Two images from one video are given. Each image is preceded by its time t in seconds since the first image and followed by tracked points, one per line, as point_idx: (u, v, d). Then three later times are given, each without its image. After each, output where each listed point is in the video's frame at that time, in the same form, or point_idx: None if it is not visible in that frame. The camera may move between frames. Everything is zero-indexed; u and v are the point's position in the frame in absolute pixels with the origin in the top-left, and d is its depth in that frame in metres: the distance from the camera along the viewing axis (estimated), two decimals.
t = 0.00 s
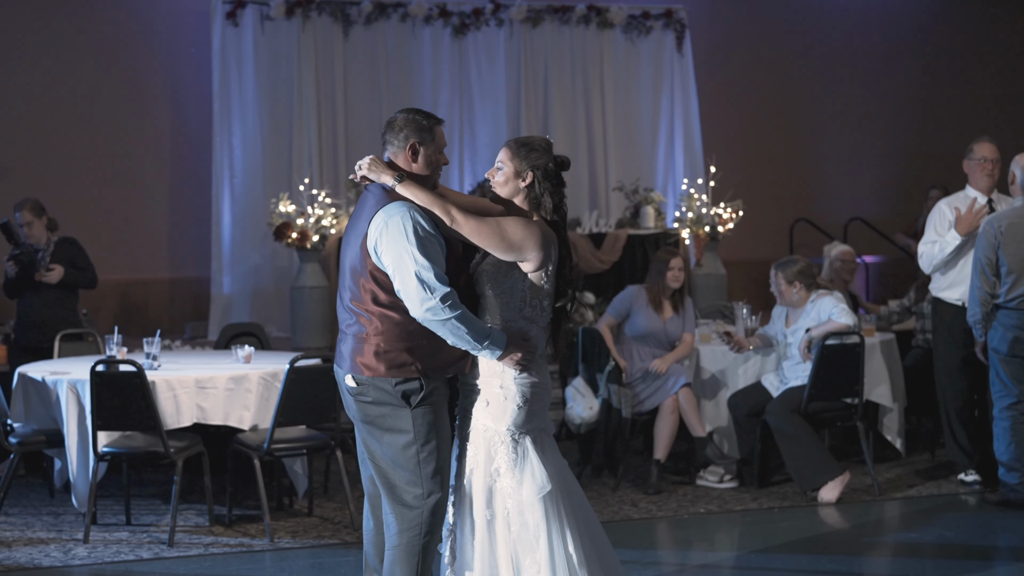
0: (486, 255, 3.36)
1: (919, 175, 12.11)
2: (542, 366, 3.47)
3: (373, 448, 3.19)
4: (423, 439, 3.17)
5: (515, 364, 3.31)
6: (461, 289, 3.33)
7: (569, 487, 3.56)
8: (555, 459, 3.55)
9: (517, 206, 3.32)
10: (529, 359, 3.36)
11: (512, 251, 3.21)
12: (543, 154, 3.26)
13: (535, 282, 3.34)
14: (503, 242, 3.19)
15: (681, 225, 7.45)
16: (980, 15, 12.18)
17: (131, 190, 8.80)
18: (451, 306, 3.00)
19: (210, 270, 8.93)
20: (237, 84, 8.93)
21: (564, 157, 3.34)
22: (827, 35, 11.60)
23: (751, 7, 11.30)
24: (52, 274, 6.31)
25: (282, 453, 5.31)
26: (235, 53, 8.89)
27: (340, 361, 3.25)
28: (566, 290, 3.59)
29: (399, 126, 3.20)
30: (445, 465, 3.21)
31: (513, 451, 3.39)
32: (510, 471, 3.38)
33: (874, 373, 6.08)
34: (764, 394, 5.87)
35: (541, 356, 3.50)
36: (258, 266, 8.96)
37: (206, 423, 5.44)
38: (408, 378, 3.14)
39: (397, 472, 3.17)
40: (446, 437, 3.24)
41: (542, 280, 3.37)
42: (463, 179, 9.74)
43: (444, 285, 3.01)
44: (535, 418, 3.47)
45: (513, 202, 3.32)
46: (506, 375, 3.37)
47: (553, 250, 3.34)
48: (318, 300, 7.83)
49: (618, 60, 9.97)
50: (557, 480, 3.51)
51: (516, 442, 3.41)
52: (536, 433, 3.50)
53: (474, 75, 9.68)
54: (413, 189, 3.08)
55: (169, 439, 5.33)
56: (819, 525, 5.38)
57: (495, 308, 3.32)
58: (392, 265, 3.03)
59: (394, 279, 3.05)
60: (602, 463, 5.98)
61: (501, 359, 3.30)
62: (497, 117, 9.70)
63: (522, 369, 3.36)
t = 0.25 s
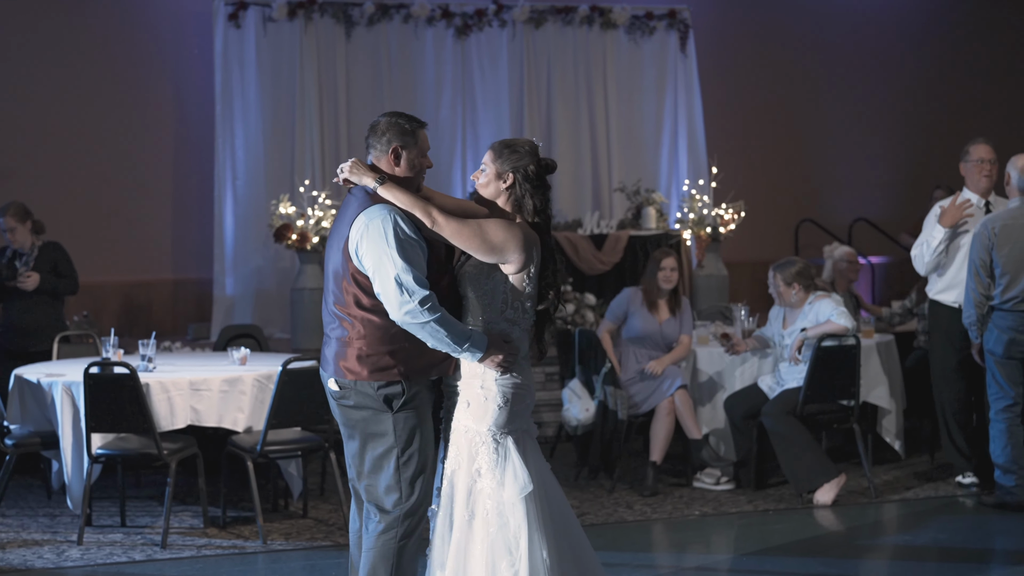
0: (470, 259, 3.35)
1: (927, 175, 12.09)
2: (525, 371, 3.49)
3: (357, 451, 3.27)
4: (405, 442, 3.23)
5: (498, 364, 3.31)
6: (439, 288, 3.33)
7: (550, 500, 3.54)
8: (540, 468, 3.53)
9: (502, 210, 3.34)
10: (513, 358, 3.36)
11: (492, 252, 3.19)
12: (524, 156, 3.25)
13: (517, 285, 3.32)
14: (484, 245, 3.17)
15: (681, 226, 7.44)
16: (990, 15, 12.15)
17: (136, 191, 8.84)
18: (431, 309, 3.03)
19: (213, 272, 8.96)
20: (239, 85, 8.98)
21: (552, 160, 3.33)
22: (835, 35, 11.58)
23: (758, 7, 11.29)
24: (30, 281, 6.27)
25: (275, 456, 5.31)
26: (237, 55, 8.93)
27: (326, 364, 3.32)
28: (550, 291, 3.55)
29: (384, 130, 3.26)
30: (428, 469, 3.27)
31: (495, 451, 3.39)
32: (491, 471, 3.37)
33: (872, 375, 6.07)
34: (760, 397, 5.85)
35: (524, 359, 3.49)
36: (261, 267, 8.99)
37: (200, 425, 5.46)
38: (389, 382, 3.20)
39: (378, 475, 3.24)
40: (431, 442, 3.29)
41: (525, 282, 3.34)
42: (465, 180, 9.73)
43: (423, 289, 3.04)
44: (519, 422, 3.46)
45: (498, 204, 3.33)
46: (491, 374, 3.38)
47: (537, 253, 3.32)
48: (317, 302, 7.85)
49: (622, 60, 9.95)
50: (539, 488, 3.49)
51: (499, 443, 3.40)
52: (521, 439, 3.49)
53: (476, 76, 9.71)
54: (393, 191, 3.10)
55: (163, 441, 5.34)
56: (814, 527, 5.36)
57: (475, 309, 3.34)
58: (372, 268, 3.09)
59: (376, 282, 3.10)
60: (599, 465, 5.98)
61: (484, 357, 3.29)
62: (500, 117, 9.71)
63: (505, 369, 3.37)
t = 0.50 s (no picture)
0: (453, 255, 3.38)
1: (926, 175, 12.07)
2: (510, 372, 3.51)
3: (330, 453, 3.28)
4: (379, 448, 3.25)
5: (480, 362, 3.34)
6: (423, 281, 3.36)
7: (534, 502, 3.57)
8: (525, 470, 3.57)
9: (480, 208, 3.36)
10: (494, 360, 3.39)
11: (473, 247, 3.24)
12: (508, 154, 3.29)
13: (498, 280, 3.37)
14: (464, 241, 3.24)
15: (675, 228, 7.44)
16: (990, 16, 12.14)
17: (129, 190, 8.87)
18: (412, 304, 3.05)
19: (207, 273, 8.99)
20: (234, 85, 9.00)
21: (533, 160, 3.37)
22: (833, 36, 11.58)
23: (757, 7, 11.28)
24: None
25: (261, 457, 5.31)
26: (232, 57, 8.95)
27: (304, 365, 3.33)
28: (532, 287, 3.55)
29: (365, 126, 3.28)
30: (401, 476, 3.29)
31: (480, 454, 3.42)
32: (474, 476, 3.40)
33: (862, 377, 6.08)
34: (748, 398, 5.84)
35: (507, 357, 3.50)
36: (255, 268, 9.00)
37: (187, 426, 5.46)
38: (367, 383, 3.21)
39: (349, 478, 3.26)
40: (407, 447, 3.32)
41: (506, 277, 3.39)
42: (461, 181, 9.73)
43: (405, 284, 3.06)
44: (504, 424, 3.49)
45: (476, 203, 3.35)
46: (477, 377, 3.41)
47: (517, 249, 3.36)
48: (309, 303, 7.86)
49: (618, 61, 9.96)
50: (523, 491, 3.52)
51: (483, 447, 3.43)
52: (506, 440, 3.52)
53: (471, 81, 9.63)
54: (373, 188, 3.16)
55: (150, 442, 5.35)
56: (801, 528, 5.36)
57: (461, 308, 3.34)
58: (353, 263, 3.10)
59: (356, 278, 3.11)
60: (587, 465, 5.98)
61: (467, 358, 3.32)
62: (495, 119, 9.68)
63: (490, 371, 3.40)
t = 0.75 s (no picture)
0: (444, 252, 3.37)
1: (932, 175, 12.06)
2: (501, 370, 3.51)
3: (317, 451, 3.32)
4: (364, 451, 3.29)
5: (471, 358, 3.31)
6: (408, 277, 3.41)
7: (524, 502, 3.54)
8: (514, 470, 3.54)
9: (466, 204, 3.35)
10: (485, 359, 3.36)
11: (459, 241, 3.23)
12: (495, 149, 3.28)
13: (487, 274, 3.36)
14: (453, 234, 3.23)
15: (676, 226, 7.44)
16: (997, 15, 12.12)
17: (132, 189, 8.89)
18: (402, 295, 3.08)
19: (210, 272, 9.02)
20: (236, 85, 9.01)
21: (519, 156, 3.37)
22: (839, 35, 11.56)
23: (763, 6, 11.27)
24: None
25: (256, 455, 5.32)
26: (234, 57, 8.95)
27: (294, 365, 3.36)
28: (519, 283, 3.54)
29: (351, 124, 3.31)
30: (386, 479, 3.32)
31: (470, 455, 3.39)
32: (463, 477, 3.37)
33: (861, 377, 6.07)
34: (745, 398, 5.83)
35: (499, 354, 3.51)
36: (257, 267, 9.01)
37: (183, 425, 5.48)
38: (352, 382, 3.23)
39: (334, 478, 3.30)
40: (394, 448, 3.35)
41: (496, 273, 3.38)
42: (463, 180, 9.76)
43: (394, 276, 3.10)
44: (494, 424, 3.46)
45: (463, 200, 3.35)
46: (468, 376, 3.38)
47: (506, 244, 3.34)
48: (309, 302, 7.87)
49: (621, 60, 9.97)
50: (513, 492, 3.49)
51: (473, 448, 3.40)
52: (496, 440, 3.50)
53: (474, 78, 9.69)
54: (361, 182, 3.22)
55: (145, 441, 5.36)
56: (797, 528, 5.35)
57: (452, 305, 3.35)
58: (341, 254, 3.14)
59: (345, 270, 3.15)
60: (584, 464, 5.98)
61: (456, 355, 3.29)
62: (497, 118, 9.70)
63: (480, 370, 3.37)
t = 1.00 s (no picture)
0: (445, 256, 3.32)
1: (952, 174, 12.00)
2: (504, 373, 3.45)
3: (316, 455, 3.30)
4: (360, 456, 3.26)
5: (472, 357, 3.24)
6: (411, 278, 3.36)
7: (528, 511, 3.45)
8: (517, 477, 3.46)
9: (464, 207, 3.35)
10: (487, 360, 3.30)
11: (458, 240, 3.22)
12: (490, 150, 3.28)
13: (487, 274, 3.35)
14: (451, 233, 3.22)
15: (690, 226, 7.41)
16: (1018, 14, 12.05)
17: (148, 190, 8.93)
18: (398, 292, 3.07)
19: (225, 273, 9.04)
20: (251, 85, 9.03)
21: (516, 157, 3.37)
22: (857, 35, 11.53)
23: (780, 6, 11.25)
24: None
25: (265, 455, 5.33)
26: (249, 57, 8.98)
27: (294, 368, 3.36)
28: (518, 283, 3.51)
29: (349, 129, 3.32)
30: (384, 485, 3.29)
31: (471, 459, 3.31)
32: (464, 482, 3.29)
33: (873, 377, 6.04)
34: (755, 398, 5.82)
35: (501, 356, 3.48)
36: (272, 267, 9.02)
37: (192, 425, 5.50)
38: (344, 382, 3.21)
39: (331, 483, 3.28)
40: (392, 453, 3.32)
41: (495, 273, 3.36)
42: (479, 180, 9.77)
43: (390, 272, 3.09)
44: (496, 428, 3.38)
45: (461, 203, 3.35)
46: (468, 378, 3.31)
47: (506, 243, 3.33)
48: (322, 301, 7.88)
49: (637, 58, 9.93)
50: (516, 498, 3.40)
51: (473, 452, 3.31)
52: (500, 446, 3.42)
53: (488, 78, 9.69)
54: (358, 185, 3.23)
55: (154, 440, 5.38)
56: (806, 529, 5.34)
57: (452, 305, 3.32)
58: (336, 252, 3.13)
59: (340, 268, 3.13)
60: (594, 466, 5.96)
61: (456, 355, 3.22)
62: (512, 118, 9.71)
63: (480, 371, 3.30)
